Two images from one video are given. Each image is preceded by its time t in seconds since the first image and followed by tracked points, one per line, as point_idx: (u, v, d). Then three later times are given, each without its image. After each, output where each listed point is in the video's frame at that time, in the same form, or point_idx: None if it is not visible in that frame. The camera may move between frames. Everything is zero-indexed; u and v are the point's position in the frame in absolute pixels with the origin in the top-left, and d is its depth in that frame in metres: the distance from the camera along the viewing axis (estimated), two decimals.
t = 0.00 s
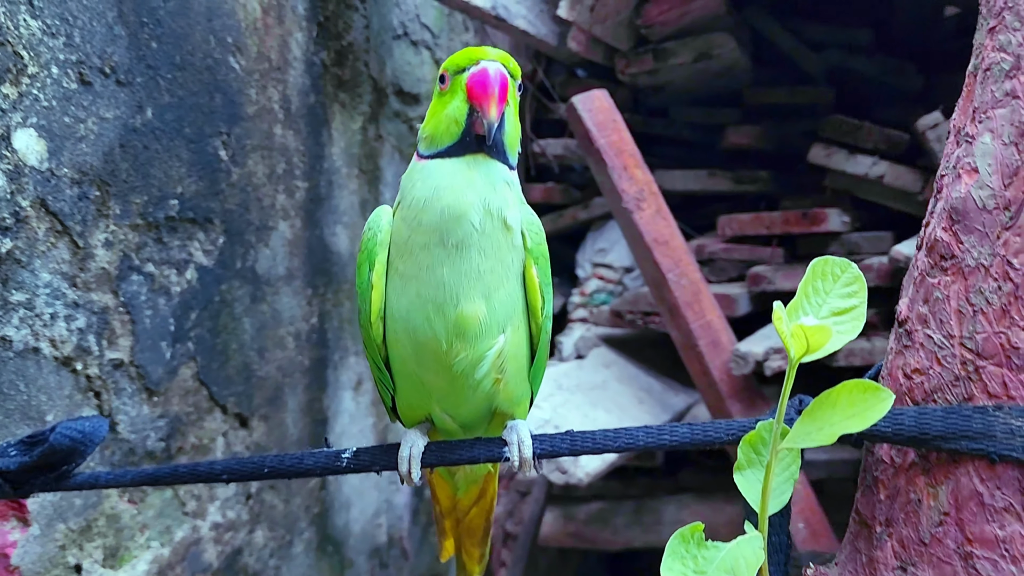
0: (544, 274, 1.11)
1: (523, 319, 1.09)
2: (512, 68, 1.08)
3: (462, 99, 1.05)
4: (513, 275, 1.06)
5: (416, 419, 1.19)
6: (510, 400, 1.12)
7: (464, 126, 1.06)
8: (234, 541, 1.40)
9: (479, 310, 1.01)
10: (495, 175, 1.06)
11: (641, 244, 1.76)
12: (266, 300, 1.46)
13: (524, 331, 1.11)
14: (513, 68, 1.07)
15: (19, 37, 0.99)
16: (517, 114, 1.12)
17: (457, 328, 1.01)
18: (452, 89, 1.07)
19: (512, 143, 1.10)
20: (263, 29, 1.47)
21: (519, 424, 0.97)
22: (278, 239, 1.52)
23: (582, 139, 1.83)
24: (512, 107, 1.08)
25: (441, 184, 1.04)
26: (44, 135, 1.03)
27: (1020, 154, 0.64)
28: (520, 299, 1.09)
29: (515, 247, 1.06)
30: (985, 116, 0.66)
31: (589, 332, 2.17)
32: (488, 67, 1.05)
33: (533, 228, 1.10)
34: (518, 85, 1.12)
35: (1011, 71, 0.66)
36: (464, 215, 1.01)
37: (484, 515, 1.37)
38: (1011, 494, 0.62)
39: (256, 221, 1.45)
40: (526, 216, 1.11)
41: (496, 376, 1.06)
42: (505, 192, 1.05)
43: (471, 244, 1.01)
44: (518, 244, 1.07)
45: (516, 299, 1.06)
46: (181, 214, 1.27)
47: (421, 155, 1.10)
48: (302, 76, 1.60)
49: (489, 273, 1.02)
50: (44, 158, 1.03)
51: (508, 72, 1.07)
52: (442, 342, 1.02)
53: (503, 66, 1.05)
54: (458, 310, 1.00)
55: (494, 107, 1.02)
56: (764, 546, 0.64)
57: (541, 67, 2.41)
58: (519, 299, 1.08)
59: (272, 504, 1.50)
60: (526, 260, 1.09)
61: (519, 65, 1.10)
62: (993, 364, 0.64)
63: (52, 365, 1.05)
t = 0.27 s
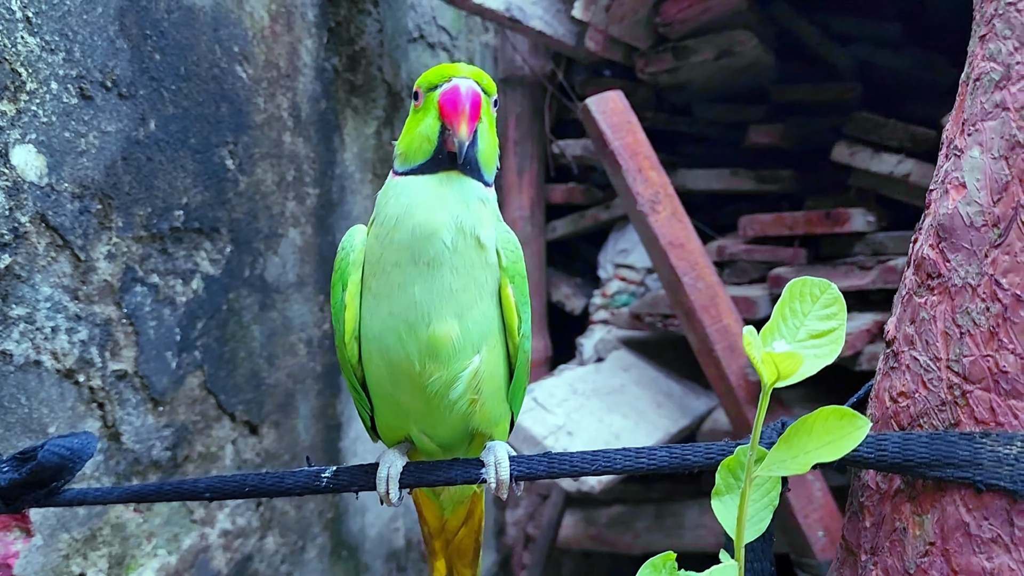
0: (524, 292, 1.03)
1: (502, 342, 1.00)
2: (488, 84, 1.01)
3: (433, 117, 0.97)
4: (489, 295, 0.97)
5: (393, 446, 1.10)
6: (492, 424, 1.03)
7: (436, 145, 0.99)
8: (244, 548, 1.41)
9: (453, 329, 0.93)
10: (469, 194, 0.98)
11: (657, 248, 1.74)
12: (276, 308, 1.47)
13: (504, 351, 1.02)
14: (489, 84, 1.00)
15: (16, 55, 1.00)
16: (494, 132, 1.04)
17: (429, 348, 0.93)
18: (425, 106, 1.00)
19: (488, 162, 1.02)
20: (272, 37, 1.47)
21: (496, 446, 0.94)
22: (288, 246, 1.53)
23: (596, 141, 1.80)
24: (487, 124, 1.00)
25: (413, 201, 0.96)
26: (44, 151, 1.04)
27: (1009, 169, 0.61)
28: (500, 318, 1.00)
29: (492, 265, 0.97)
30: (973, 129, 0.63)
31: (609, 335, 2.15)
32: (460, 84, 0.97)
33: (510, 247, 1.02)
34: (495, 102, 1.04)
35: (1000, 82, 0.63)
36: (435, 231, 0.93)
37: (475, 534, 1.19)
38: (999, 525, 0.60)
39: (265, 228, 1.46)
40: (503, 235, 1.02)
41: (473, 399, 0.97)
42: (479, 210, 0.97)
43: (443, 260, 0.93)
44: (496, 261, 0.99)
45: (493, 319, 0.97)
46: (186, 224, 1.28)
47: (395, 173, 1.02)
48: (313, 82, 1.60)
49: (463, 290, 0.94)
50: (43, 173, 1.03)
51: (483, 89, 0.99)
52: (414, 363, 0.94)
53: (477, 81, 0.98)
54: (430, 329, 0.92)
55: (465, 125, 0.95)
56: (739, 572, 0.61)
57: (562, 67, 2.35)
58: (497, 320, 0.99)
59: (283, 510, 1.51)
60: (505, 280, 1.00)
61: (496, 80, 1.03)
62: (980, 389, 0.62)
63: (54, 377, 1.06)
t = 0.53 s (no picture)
0: (505, 292, 1.00)
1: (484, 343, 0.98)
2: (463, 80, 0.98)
3: (406, 116, 0.94)
4: (470, 295, 0.94)
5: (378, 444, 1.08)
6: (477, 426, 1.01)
7: (410, 144, 0.96)
8: (264, 543, 1.42)
9: (431, 332, 0.90)
10: (447, 193, 0.95)
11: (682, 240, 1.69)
12: (294, 304, 1.47)
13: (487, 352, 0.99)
14: (464, 81, 0.97)
15: (22, 56, 1.01)
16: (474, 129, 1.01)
17: (408, 351, 0.90)
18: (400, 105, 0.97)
19: (466, 161, 0.99)
20: (287, 32, 1.47)
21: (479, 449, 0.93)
22: (307, 242, 1.53)
23: (620, 131, 1.77)
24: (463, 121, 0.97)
25: (389, 200, 0.93)
26: (51, 151, 1.04)
27: (1010, 161, 0.58)
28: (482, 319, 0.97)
29: (472, 265, 0.94)
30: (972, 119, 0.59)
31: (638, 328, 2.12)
32: (433, 80, 0.94)
33: (491, 245, 0.98)
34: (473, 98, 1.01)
35: (1001, 68, 0.59)
36: (411, 231, 0.90)
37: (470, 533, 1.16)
38: (996, 538, 0.56)
39: (282, 224, 1.46)
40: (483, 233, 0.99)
41: (455, 401, 0.95)
42: (458, 209, 0.94)
43: (421, 262, 0.90)
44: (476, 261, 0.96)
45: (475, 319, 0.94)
46: (200, 221, 1.28)
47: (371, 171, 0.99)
48: (331, 77, 1.59)
49: (441, 291, 0.91)
50: (51, 173, 1.04)
51: (458, 85, 0.96)
52: (393, 366, 0.91)
53: (451, 78, 0.95)
54: (408, 332, 0.89)
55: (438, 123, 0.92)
56: None
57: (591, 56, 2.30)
58: (478, 320, 0.96)
59: (304, 505, 1.51)
60: (486, 279, 0.97)
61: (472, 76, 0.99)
62: (978, 394, 0.58)
63: (65, 375, 1.07)
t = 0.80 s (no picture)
0: (513, 293, 0.99)
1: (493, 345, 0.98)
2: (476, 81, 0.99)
3: (422, 115, 0.94)
4: (476, 297, 0.95)
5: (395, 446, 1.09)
6: (488, 428, 1.01)
7: (425, 142, 0.96)
8: (307, 534, 1.44)
9: (437, 334, 0.91)
10: (453, 196, 0.96)
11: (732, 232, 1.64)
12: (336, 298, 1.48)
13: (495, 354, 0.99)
14: (478, 82, 0.98)
15: (62, 59, 1.03)
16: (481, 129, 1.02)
17: (414, 354, 0.91)
18: (413, 102, 0.97)
19: (474, 161, 1.00)
20: (329, 28, 1.47)
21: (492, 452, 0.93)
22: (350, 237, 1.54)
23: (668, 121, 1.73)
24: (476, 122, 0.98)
25: (392, 203, 0.94)
26: (92, 151, 1.07)
27: None
28: (489, 321, 0.97)
29: (478, 266, 0.95)
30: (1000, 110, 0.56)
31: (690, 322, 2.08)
32: (450, 80, 0.95)
33: (499, 246, 0.98)
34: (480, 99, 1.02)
35: None
36: (415, 234, 0.90)
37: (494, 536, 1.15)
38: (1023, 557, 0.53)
39: (325, 220, 1.47)
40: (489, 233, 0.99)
41: (465, 404, 0.95)
42: (462, 210, 0.94)
43: (424, 264, 0.90)
44: (482, 263, 0.96)
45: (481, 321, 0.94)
46: (240, 218, 1.30)
47: (378, 173, 1.00)
48: (374, 71, 1.60)
49: (446, 294, 0.91)
50: (91, 173, 1.07)
51: (472, 87, 0.97)
52: (400, 369, 0.92)
53: (468, 79, 0.96)
54: (413, 335, 0.90)
55: (457, 124, 0.93)
56: None
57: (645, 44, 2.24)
58: (486, 322, 0.96)
59: (348, 497, 1.53)
60: (494, 280, 0.97)
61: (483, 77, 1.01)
62: (1004, 404, 0.55)
63: (107, 370, 1.10)
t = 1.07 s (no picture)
0: (529, 292, 1.04)
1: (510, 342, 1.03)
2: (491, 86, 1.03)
3: (437, 119, 1.00)
4: (491, 297, 1.00)
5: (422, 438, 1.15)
6: (506, 423, 1.06)
7: (440, 146, 1.01)
8: (357, 525, 1.47)
9: (452, 333, 0.97)
10: (469, 198, 1.01)
11: (786, 226, 1.60)
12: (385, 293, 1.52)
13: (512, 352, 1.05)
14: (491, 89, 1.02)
15: (115, 66, 1.07)
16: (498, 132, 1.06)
17: (430, 352, 0.97)
18: (430, 107, 1.02)
19: (490, 164, 1.05)
20: (379, 28, 1.49)
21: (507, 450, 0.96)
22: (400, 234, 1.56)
23: (722, 114, 1.71)
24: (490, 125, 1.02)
25: (409, 208, 1.00)
26: (143, 154, 1.11)
27: None
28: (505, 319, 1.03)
29: (493, 267, 1.00)
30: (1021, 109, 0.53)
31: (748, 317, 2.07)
32: (464, 85, 1.00)
33: (514, 247, 1.03)
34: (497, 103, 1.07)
35: None
36: (429, 237, 0.96)
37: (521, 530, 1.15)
38: None
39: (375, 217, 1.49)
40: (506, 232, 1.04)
41: (481, 399, 1.01)
42: (477, 213, 1.00)
43: (438, 266, 0.96)
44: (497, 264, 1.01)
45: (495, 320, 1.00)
46: (290, 216, 1.33)
47: (395, 176, 1.04)
48: (425, 69, 1.61)
49: (460, 294, 0.97)
50: (143, 175, 1.11)
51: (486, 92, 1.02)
52: (418, 367, 0.98)
53: (480, 85, 1.00)
54: (430, 334, 0.96)
55: (470, 128, 0.97)
56: None
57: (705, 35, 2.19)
58: (502, 321, 1.01)
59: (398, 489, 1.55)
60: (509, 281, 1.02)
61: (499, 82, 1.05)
62: (1021, 415, 0.53)
63: (160, 364, 1.15)
